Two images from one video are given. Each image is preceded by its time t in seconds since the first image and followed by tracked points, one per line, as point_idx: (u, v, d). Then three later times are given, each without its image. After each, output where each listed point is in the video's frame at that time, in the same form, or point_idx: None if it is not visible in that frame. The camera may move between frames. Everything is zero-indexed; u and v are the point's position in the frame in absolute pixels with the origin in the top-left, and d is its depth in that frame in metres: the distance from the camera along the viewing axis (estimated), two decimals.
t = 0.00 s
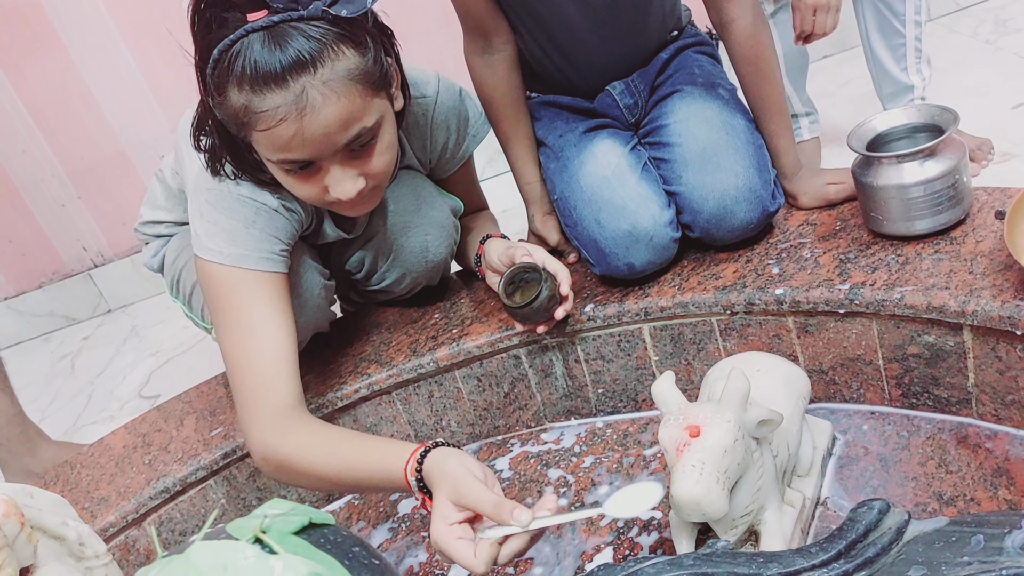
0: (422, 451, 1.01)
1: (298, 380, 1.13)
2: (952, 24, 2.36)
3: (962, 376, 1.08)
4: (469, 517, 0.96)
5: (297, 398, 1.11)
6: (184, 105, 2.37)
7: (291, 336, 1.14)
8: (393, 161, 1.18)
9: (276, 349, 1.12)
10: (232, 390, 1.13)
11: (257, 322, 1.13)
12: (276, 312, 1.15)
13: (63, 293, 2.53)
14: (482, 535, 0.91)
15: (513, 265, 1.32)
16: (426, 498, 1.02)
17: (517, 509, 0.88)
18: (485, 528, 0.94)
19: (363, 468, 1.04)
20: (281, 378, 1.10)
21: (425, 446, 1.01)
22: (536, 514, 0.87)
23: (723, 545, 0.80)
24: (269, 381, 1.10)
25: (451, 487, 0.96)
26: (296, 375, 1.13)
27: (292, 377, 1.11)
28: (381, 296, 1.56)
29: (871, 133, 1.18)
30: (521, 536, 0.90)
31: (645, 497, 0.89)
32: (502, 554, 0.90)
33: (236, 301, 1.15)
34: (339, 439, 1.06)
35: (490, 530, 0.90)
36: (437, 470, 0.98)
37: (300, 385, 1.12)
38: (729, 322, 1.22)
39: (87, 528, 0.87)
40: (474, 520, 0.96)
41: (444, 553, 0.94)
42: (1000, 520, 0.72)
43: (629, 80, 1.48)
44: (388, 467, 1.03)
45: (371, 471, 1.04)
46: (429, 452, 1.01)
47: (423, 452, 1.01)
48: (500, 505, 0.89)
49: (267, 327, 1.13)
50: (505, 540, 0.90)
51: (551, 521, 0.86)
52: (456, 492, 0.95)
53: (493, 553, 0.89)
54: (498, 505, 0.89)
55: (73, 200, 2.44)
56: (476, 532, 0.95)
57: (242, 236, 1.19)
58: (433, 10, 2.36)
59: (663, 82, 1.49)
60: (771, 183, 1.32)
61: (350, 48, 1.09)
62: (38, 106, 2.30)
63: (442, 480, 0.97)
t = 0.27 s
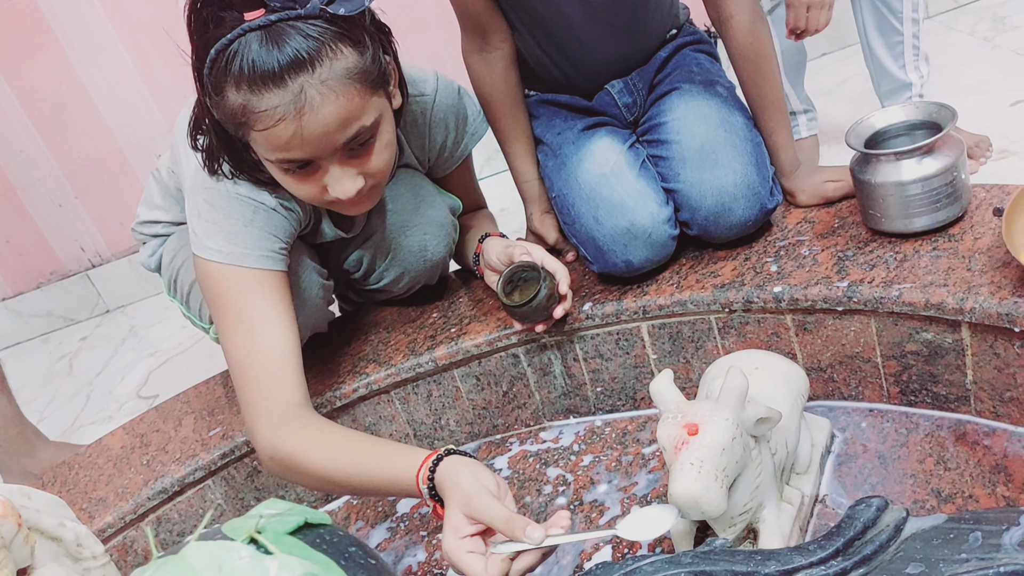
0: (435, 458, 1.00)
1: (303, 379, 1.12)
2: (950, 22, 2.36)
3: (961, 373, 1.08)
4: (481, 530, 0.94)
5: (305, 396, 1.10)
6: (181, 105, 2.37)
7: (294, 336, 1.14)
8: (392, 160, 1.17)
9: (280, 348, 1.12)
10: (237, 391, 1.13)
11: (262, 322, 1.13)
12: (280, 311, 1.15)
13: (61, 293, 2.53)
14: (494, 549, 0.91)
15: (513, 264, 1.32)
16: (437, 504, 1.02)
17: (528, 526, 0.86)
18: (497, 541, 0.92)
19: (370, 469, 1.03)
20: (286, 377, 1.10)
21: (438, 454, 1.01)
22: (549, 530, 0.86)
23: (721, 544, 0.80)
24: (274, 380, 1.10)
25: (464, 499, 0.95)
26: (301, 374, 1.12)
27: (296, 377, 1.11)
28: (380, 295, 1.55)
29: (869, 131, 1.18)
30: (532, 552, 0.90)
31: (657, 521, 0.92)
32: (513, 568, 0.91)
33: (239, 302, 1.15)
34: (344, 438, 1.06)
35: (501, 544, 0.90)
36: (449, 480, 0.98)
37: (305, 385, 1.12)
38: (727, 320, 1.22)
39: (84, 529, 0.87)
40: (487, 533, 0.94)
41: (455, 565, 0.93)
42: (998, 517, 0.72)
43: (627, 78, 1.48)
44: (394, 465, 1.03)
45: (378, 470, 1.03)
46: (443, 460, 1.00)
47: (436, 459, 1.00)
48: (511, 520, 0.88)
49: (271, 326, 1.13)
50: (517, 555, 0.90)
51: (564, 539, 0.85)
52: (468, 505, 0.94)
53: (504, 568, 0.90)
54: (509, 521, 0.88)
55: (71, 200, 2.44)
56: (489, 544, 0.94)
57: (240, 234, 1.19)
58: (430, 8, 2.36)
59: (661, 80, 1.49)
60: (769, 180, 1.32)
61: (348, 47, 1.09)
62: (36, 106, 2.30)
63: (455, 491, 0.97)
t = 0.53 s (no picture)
0: (446, 456, 1.00)
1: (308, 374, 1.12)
2: (951, 23, 2.36)
3: (961, 374, 1.08)
4: (493, 531, 0.93)
5: (310, 393, 1.10)
6: (182, 101, 2.36)
7: (298, 331, 1.14)
8: (392, 158, 1.17)
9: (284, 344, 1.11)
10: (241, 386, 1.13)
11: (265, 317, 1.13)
12: (283, 307, 1.15)
13: (61, 290, 2.52)
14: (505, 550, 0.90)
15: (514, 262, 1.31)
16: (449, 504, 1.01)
17: (542, 528, 0.85)
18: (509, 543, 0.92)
19: (372, 469, 1.03)
20: (289, 374, 1.10)
21: (450, 451, 1.00)
22: (562, 535, 0.86)
23: (722, 543, 0.80)
24: (277, 376, 1.10)
25: (477, 501, 0.94)
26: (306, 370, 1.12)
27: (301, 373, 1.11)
28: (380, 293, 1.55)
29: (871, 130, 1.18)
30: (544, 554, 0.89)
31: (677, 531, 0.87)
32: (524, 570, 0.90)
33: (241, 297, 1.15)
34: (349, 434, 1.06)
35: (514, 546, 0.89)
36: (460, 480, 0.97)
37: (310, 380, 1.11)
38: (728, 320, 1.22)
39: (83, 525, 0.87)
40: (499, 534, 0.94)
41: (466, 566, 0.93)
42: (999, 517, 0.72)
43: (630, 77, 1.48)
44: (399, 467, 1.02)
45: (381, 471, 1.03)
46: (455, 459, 0.99)
47: (447, 457, 0.99)
48: (525, 522, 0.87)
49: (274, 323, 1.12)
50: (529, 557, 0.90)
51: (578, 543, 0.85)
52: (482, 507, 0.93)
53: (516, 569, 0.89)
54: (523, 523, 0.87)
55: (71, 196, 2.43)
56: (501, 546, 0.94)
57: (242, 230, 1.18)
58: (432, 6, 2.36)
59: (664, 79, 1.49)
60: (771, 179, 1.32)
61: (349, 44, 1.08)
62: (35, 102, 2.29)
63: (466, 492, 0.96)
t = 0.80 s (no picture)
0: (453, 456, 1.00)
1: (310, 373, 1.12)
2: (949, 19, 2.36)
3: (959, 370, 1.08)
4: (504, 532, 0.92)
5: (312, 392, 1.10)
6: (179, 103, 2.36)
7: (298, 330, 1.14)
8: (386, 161, 1.17)
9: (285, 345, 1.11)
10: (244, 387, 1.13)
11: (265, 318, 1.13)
12: (283, 307, 1.15)
13: (60, 292, 2.52)
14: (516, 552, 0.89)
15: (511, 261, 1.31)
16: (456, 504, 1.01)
17: (552, 530, 0.84)
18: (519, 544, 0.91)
19: (376, 469, 1.03)
20: (291, 374, 1.10)
21: (458, 451, 1.00)
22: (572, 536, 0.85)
23: (721, 542, 0.80)
24: (278, 376, 1.09)
25: (488, 502, 0.93)
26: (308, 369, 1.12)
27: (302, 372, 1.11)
28: (378, 294, 1.55)
29: (868, 127, 1.18)
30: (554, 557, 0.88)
31: (680, 534, 0.89)
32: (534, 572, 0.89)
33: (240, 298, 1.15)
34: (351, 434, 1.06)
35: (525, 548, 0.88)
36: (468, 480, 0.97)
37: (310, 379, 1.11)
38: (726, 318, 1.22)
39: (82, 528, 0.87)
40: (510, 535, 0.93)
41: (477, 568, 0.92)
42: (998, 514, 0.72)
43: (626, 76, 1.48)
44: (403, 467, 1.02)
45: (385, 471, 1.02)
46: (461, 460, 0.99)
47: (454, 458, 0.99)
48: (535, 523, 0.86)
49: (274, 323, 1.12)
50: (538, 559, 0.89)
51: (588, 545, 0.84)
52: (492, 508, 0.93)
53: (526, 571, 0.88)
54: (533, 524, 0.86)
55: (69, 199, 2.43)
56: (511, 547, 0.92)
57: (240, 232, 1.18)
58: (428, 6, 2.36)
59: (659, 79, 1.48)
60: (768, 176, 1.31)
61: (340, 49, 1.08)
62: (33, 105, 2.29)
63: (473, 494, 0.96)
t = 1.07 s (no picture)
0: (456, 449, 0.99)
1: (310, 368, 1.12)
2: (949, 20, 2.36)
3: (959, 370, 1.08)
4: (508, 523, 0.93)
5: (313, 387, 1.10)
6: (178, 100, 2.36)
7: (299, 325, 1.14)
8: (387, 159, 1.17)
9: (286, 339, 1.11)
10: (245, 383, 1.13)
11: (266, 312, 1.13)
12: (284, 302, 1.15)
13: (58, 289, 2.52)
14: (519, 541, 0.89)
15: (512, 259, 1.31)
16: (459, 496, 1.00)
17: (557, 522, 0.84)
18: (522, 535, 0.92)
19: (379, 464, 1.03)
20: (292, 369, 1.10)
21: (460, 442, 1.00)
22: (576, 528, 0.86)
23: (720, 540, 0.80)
24: (280, 371, 1.09)
25: (493, 493, 0.93)
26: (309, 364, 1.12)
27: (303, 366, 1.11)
28: (378, 291, 1.55)
29: (868, 127, 1.18)
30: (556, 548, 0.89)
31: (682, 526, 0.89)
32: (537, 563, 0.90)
33: (241, 293, 1.15)
34: (353, 429, 1.06)
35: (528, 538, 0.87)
36: (472, 469, 0.97)
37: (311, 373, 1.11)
38: (726, 316, 1.22)
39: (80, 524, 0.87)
40: (513, 526, 0.93)
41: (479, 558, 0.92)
42: (998, 513, 0.73)
43: (627, 74, 1.48)
44: (404, 461, 1.02)
45: (387, 466, 1.03)
46: (463, 452, 0.99)
47: (456, 450, 0.99)
48: (539, 515, 0.86)
49: (275, 318, 1.12)
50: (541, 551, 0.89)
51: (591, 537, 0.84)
52: (498, 500, 0.92)
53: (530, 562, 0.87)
54: (538, 516, 0.86)
55: (68, 195, 2.43)
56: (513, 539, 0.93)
57: (240, 228, 1.18)
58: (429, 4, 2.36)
59: (660, 77, 1.48)
60: (768, 175, 1.31)
61: (341, 49, 1.07)
62: (32, 100, 2.29)
63: (479, 483, 0.95)
